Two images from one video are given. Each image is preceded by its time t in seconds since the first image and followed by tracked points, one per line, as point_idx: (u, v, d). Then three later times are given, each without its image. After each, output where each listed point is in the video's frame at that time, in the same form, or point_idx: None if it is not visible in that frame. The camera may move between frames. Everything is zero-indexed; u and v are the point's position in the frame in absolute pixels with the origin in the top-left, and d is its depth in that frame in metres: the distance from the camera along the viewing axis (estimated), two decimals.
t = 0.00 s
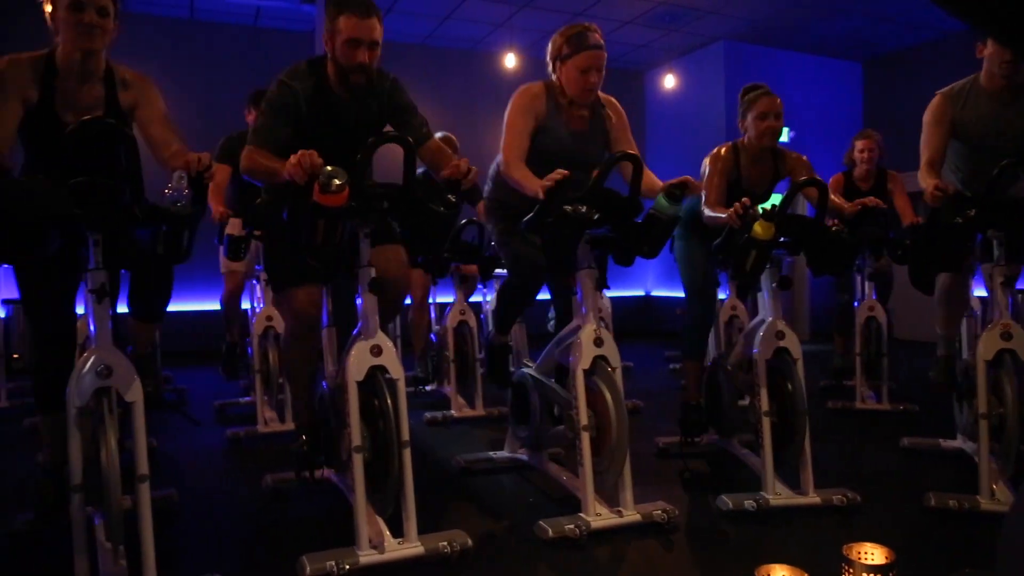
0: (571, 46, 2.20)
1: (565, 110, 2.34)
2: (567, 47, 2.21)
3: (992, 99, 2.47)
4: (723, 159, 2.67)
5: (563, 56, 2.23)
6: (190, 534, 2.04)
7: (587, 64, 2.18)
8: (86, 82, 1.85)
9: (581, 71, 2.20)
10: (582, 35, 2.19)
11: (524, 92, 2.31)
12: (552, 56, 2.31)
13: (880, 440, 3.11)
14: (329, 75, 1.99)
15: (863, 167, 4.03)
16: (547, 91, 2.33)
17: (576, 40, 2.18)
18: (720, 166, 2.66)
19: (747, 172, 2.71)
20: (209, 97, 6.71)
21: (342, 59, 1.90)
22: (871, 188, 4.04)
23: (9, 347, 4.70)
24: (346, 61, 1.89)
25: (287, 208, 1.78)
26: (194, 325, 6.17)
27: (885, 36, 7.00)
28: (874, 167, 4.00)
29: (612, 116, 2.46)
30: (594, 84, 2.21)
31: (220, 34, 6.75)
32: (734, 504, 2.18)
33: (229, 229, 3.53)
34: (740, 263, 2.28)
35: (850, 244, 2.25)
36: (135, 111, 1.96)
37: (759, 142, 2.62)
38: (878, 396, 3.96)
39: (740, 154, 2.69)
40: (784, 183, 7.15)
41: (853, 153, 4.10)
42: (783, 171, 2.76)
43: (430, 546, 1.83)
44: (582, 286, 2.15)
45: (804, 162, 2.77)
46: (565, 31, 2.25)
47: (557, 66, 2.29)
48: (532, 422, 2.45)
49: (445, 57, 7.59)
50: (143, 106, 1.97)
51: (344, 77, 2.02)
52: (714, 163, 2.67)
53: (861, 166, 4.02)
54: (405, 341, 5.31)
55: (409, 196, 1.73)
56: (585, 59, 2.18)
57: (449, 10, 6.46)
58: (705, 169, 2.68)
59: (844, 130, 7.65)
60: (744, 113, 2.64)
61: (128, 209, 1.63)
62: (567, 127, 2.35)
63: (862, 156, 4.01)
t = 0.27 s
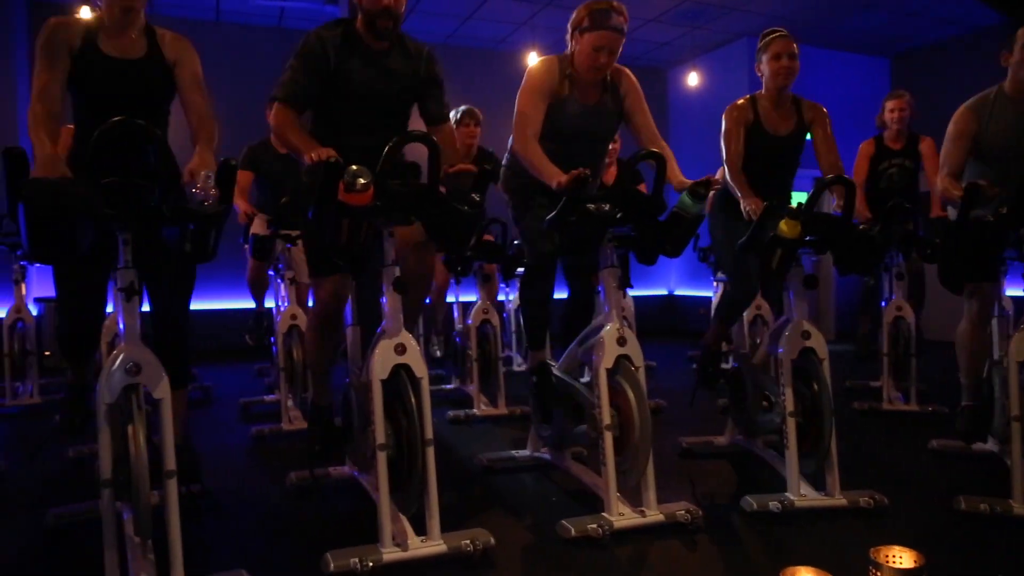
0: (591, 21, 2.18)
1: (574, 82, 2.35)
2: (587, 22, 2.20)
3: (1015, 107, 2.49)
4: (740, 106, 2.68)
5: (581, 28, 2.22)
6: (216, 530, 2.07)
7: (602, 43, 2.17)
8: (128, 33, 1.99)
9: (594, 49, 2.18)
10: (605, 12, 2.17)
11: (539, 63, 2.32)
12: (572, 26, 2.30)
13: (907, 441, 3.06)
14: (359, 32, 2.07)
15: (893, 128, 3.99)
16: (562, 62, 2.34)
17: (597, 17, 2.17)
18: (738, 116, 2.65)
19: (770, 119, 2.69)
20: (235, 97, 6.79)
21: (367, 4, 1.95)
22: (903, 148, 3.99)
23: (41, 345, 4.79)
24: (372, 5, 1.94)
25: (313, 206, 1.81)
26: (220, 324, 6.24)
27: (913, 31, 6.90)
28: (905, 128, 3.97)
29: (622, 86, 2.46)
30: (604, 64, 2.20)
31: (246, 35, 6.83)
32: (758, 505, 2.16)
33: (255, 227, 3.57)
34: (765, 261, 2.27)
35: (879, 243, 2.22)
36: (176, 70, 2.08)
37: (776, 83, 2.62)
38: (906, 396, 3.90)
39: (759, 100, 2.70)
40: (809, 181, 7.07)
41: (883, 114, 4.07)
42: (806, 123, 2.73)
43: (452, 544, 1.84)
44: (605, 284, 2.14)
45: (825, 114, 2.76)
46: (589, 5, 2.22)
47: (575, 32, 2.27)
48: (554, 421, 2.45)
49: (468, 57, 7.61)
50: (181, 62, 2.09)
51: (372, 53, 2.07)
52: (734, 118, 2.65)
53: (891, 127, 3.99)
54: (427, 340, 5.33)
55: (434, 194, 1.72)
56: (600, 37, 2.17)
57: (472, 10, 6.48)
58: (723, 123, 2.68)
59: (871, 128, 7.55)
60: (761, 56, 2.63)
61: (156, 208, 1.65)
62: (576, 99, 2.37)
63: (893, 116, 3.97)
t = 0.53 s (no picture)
0: (593, 26, 2.25)
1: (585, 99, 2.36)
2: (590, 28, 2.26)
3: None
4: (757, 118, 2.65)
5: (586, 36, 2.27)
6: (236, 527, 2.08)
7: (610, 39, 2.21)
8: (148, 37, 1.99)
9: (604, 46, 2.22)
10: (604, 16, 2.25)
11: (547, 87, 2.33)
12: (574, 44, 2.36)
13: (931, 443, 3.02)
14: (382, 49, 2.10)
15: (921, 140, 3.94)
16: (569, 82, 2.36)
17: (598, 20, 2.24)
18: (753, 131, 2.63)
19: (787, 131, 2.66)
20: (256, 97, 6.84)
21: (388, 19, 2.00)
22: (932, 162, 3.93)
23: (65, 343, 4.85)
24: (393, 19, 1.98)
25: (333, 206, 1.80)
26: (240, 323, 6.29)
27: (937, 27, 6.81)
28: (932, 141, 3.91)
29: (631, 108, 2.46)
30: (616, 59, 2.23)
31: (266, 36, 6.88)
32: (778, 506, 2.14)
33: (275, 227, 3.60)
34: (786, 261, 2.23)
35: (902, 243, 2.19)
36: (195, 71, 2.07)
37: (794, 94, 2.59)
38: (930, 398, 3.85)
39: (775, 112, 2.67)
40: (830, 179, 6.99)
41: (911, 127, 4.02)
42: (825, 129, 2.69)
43: (471, 544, 1.84)
44: (624, 285, 2.14)
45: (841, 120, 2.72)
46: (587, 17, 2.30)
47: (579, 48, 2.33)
48: (573, 421, 2.45)
49: (486, 56, 7.61)
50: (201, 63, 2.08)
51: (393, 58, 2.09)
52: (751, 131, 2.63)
53: (918, 139, 3.94)
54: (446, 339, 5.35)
55: (453, 193, 1.73)
56: (607, 35, 2.21)
57: (490, 9, 6.48)
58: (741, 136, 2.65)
59: (894, 125, 7.46)
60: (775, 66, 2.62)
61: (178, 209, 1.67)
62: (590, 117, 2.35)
63: (919, 130, 3.92)
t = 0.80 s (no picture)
0: None
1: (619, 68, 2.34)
2: None
3: None
4: (789, 150, 2.59)
5: (620, 5, 2.28)
6: (257, 524, 2.10)
7: (645, 6, 2.21)
8: (166, 73, 2.00)
9: (639, 12, 2.22)
10: None
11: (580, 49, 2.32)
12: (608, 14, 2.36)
13: (956, 445, 2.98)
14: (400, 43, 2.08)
15: (946, 126, 3.85)
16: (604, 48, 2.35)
17: None
18: (785, 159, 2.57)
19: (813, 163, 2.63)
20: (277, 98, 6.89)
21: (412, 25, 1.98)
22: (956, 150, 3.87)
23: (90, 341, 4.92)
24: (418, 27, 1.98)
25: (353, 207, 1.81)
26: (261, 321, 6.35)
27: (962, 22, 6.71)
28: (958, 126, 3.83)
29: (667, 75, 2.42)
30: (651, 26, 2.23)
31: (286, 38, 6.92)
32: (799, 507, 2.13)
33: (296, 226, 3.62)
34: (807, 261, 2.20)
35: (925, 241, 2.17)
36: (210, 101, 2.08)
37: (826, 130, 2.56)
38: (953, 399, 3.80)
39: (806, 144, 2.61)
40: (853, 178, 6.91)
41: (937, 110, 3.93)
42: (852, 163, 2.66)
43: (490, 542, 1.84)
44: (644, 285, 2.12)
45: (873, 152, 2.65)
46: None
47: (614, 18, 2.33)
48: (592, 421, 2.45)
49: (505, 56, 7.60)
50: (216, 92, 2.09)
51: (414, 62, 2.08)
52: (780, 158, 2.57)
53: (943, 125, 3.85)
54: (464, 338, 5.36)
55: (471, 193, 1.73)
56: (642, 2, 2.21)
57: (509, 9, 6.47)
58: (770, 160, 2.59)
59: (917, 123, 7.36)
60: (810, 100, 2.57)
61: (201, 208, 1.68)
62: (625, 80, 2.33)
63: (945, 114, 3.83)
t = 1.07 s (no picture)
0: (652, 34, 2.18)
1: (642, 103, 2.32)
2: (647, 34, 2.19)
3: None
4: (817, 128, 2.57)
5: (642, 44, 2.21)
6: (277, 522, 2.12)
7: (666, 49, 2.14)
8: (193, 55, 2.02)
9: (660, 56, 2.15)
10: (663, 23, 2.17)
11: (603, 87, 2.31)
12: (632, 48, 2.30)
13: (981, 448, 2.93)
14: (423, 90, 2.08)
15: (972, 155, 3.80)
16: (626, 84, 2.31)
17: (655, 28, 2.16)
18: (814, 137, 2.56)
19: (842, 144, 2.60)
20: (296, 99, 6.95)
21: (437, 74, 1.95)
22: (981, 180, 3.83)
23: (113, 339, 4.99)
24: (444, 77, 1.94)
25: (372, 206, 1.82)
26: (281, 321, 6.39)
27: (987, 18, 6.60)
28: (983, 157, 3.78)
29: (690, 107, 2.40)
30: (672, 70, 2.15)
31: (306, 39, 6.97)
32: (820, 509, 2.11)
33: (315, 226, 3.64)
34: (829, 261, 2.18)
35: (948, 241, 2.14)
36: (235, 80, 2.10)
37: (857, 114, 2.53)
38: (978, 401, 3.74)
39: (837, 123, 2.59)
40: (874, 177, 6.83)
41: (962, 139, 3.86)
42: (882, 146, 2.65)
43: (507, 542, 1.85)
44: (664, 283, 2.13)
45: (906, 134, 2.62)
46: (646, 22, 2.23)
47: (637, 54, 2.26)
48: (611, 421, 2.44)
49: (523, 56, 7.61)
50: (240, 72, 2.10)
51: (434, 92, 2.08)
52: (810, 141, 2.55)
53: (970, 154, 3.79)
54: (482, 338, 5.37)
55: (490, 193, 1.74)
56: (665, 44, 2.14)
57: (527, 8, 6.47)
58: (800, 140, 2.57)
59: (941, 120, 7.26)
60: (844, 82, 2.52)
61: (222, 208, 1.70)
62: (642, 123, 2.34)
63: (971, 142, 3.77)
